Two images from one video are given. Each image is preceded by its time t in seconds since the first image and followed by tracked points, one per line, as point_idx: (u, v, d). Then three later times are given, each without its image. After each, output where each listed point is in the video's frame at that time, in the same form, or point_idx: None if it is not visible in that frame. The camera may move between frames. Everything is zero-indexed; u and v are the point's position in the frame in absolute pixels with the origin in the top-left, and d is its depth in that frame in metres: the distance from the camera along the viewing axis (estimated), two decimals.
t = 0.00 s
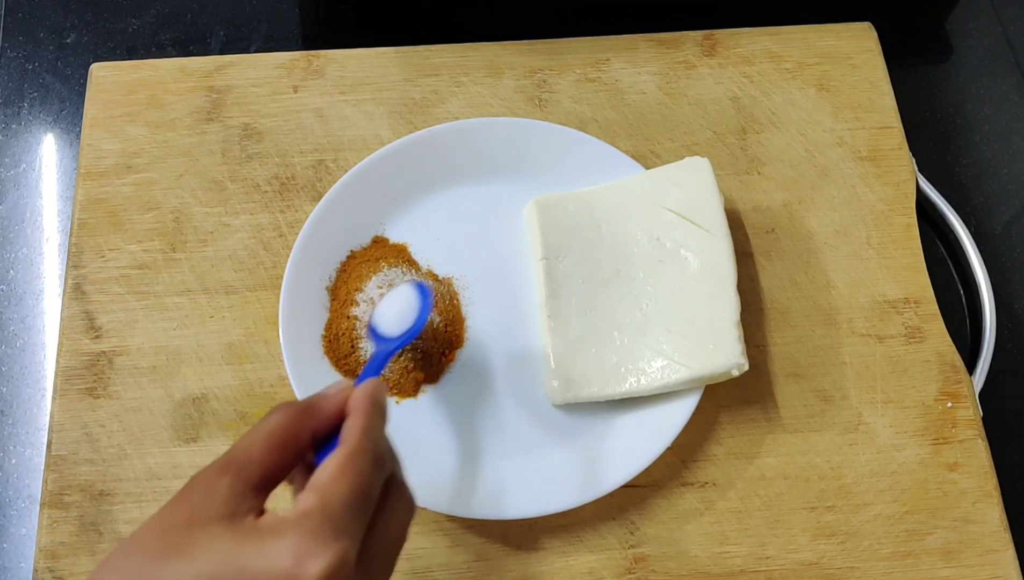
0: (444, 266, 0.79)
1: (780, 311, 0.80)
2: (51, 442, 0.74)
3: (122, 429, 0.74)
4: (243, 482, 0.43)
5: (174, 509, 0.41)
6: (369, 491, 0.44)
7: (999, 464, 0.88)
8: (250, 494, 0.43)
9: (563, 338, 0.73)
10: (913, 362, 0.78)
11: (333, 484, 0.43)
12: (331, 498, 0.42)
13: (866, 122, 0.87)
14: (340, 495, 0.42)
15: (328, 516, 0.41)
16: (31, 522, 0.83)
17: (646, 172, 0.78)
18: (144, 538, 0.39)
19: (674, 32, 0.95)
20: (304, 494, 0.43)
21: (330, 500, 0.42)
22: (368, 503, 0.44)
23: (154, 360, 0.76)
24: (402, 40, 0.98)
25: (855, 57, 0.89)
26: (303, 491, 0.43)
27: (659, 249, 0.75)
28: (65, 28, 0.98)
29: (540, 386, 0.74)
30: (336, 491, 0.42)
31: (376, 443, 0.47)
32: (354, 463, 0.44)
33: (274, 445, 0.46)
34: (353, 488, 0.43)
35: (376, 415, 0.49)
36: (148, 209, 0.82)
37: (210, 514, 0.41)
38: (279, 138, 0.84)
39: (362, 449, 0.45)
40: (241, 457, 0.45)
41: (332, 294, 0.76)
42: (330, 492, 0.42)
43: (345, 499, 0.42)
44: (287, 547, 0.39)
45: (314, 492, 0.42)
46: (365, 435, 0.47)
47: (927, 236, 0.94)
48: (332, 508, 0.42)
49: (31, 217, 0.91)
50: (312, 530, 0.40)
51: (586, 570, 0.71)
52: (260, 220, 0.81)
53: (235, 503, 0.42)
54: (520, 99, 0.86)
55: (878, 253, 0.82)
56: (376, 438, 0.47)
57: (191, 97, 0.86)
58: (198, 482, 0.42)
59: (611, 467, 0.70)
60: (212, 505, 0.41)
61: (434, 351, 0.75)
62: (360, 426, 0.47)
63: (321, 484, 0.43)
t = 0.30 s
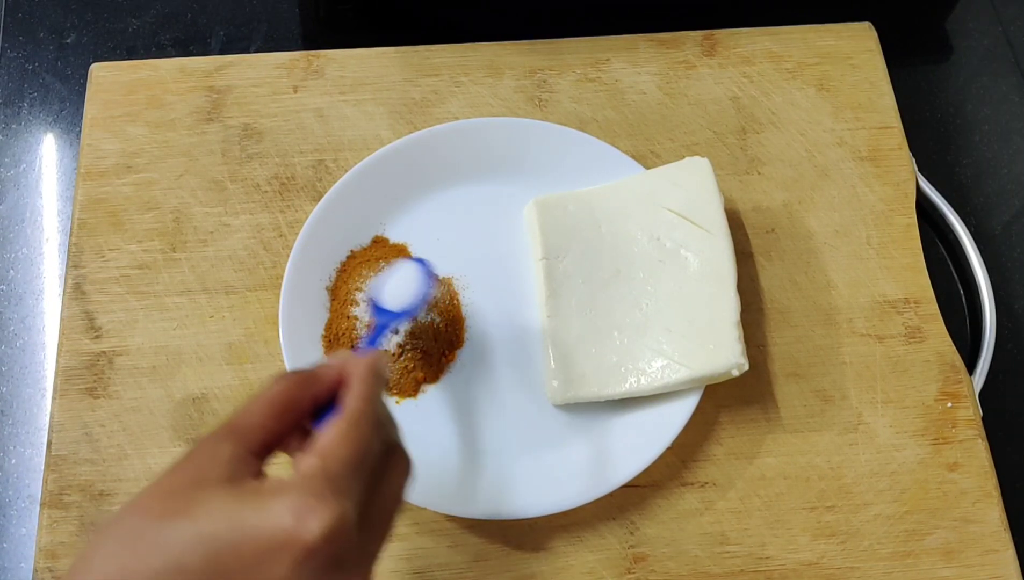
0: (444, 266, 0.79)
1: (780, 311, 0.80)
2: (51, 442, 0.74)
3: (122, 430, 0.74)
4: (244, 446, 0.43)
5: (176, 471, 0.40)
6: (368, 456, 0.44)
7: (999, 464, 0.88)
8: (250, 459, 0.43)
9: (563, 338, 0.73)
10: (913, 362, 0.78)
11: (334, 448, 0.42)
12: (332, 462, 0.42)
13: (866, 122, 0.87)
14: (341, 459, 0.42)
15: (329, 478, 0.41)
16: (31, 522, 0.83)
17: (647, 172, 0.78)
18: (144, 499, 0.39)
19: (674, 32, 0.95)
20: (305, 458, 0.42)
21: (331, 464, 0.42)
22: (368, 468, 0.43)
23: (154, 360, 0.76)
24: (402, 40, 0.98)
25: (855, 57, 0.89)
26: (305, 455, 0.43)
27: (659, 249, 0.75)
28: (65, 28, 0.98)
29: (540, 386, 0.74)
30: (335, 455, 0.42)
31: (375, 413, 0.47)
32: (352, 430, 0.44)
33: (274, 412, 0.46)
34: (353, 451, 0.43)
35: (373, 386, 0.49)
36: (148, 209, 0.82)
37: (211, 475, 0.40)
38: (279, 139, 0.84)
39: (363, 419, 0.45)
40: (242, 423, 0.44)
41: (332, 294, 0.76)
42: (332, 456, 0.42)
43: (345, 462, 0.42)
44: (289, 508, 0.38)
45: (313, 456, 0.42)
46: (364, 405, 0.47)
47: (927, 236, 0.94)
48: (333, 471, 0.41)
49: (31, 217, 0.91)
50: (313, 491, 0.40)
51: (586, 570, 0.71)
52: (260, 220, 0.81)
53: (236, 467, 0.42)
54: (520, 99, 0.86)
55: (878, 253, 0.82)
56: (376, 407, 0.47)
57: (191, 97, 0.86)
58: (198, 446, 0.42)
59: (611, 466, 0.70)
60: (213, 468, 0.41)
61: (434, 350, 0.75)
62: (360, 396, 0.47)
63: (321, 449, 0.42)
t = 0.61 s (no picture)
0: (444, 267, 0.79)
1: (781, 311, 0.80)
2: (51, 442, 0.74)
3: (122, 430, 0.74)
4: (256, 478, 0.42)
5: (186, 505, 0.40)
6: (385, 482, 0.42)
7: (999, 464, 0.88)
8: (263, 491, 0.42)
9: (563, 338, 0.73)
10: (913, 362, 0.78)
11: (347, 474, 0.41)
12: (344, 489, 0.40)
13: (866, 122, 0.87)
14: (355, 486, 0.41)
15: (343, 507, 0.39)
16: (31, 522, 0.83)
17: (646, 172, 0.78)
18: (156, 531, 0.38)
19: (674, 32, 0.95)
20: (318, 487, 0.41)
21: (344, 490, 0.40)
22: (384, 497, 0.42)
23: (154, 360, 0.76)
24: (402, 40, 0.98)
25: (855, 57, 0.89)
26: (318, 484, 0.42)
27: (659, 249, 0.75)
28: (65, 28, 0.98)
29: (540, 386, 0.74)
30: (349, 483, 0.41)
31: (389, 440, 0.45)
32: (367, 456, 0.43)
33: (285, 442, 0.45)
34: (367, 477, 0.41)
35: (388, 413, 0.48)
36: (148, 209, 0.82)
37: (225, 504, 0.40)
38: (279, 138, 0.84)
39: (376, 442, 0.44)
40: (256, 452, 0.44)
41: (332, 294, 0.76)
42: (344, 483, 0.41)
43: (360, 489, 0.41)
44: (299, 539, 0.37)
45: (327, 484, 0.41)
46: (377, 430, 0.46)
47: (927, 236, 0.94)
48: (346, 499, 0.40)
49: (31, 217, 0.91)
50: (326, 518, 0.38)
51: (587, 570, 0.71)
52: (260, 220, 0.81)
53: (248, 499, 0.41)
54: (520, 99, 0.86)
55: (878, 254, 0.82)
56: (391, 431, 0.47)
57: (191, 97, 0.86)
58: (210, 474, 0.42)
59: (612, 466, 0.70)
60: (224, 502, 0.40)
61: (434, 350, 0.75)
62: (375, 419, 0.46)
63: (334, 476, 0.41)
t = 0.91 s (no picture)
0: (444, 266, 0.79)
1: (781, 311, 0.80)
2: (51, 442, 0.74)
3: (122, 430, 0.74)
4: (245, 537, 0.48)
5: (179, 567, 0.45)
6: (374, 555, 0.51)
7: (999, 464, 0.88)
8: (251, 549, 0.48)
9: (564, 338, 0.73)
10: (913, 362, 0.78)
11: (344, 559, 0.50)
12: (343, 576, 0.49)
13: (866, 121, 0.87)
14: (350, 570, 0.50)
15: None
16: (31, 522, 0.83)
17: (646, 172, 0.78)
18: None
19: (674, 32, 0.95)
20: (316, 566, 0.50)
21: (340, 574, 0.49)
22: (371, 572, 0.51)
23: (154, 360, 0.76)
24: (402, 41, 0.98)
25: (855, 57, 0.89)
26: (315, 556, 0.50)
27: (659, 249, 0.75)
28: (65, 28, 0.98)
29: (540, 386, 0.74)
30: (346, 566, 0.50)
31: (380, 508, 0.53)
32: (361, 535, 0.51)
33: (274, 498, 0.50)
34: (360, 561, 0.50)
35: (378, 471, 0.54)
36: (148, 209, 0.82)
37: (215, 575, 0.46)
38: (279, 138, 0.84)
39: (370, 521, 0.52)
40: (242, 506, 0.48)
41: (332, 294, 0.76)
42: (343, 567, 0.50)
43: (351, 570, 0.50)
44: None
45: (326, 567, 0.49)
46: (370, 501, 0.53)
47: (927, 236, 0.94)
48: None
49: (31, 217, 0.91)
50: None
51: (587, 570, 0.71)
52: (260, 220, 0.81)
53: (237, 562, 0.47)
54: (520, 99, 0.86)
55: (878, 254, 0.82)
56: (381, 500, 0.53)
57: (191, 97, 0.85)
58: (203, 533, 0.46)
59: (612, 466, 0.70)
60: (216, 565, 0.46)
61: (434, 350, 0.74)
62: (366, 490, 0.53)
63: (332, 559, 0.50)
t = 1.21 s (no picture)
0: (444, 266, 0.79)
1: (781, 311, 0.80)
2: (51, 442, 0.74)
3: (123, 429, 0.74)
4: None
5: None
6: None
7: (999, 464, 0.88)
8: None
9: (564, 338, 0.73)
10: (912, 362, 0.78)
11: None
12: None
13: (866, 121, 0.87)
14: None
15: None
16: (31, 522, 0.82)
17: (646, 172, 0.78)
18: None
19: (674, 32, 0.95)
20: None
21: None
22: None
23: (154, 360, 0.77)
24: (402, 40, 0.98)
25: (855, 57, 0.89)
26: None
27: (659, 249, 0.75)
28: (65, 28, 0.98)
29: (540, 386, 0.75)
30: None
31: None
32: None
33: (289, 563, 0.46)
34: None
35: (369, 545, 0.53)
36: (148, 209, 0.82)
37: None
38: (279, 138, 0.84)
39: None
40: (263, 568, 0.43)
41: (332, 294, 0.76)
42: None
43: None
44: None
45: None
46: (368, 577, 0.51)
47: (927, 236, 0.94)
48: None
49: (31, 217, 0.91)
50: None
51: (587, 570, 0.71)
52: (260, 220, 0.81)
53: None
54: (520, 99, 0.86)
55: (878, 254, 0.82)
56: None
57: (191, 97, 0.86)
58: None
59: (612, 466, 0.70)
60: None
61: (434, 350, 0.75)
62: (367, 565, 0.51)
63: None
